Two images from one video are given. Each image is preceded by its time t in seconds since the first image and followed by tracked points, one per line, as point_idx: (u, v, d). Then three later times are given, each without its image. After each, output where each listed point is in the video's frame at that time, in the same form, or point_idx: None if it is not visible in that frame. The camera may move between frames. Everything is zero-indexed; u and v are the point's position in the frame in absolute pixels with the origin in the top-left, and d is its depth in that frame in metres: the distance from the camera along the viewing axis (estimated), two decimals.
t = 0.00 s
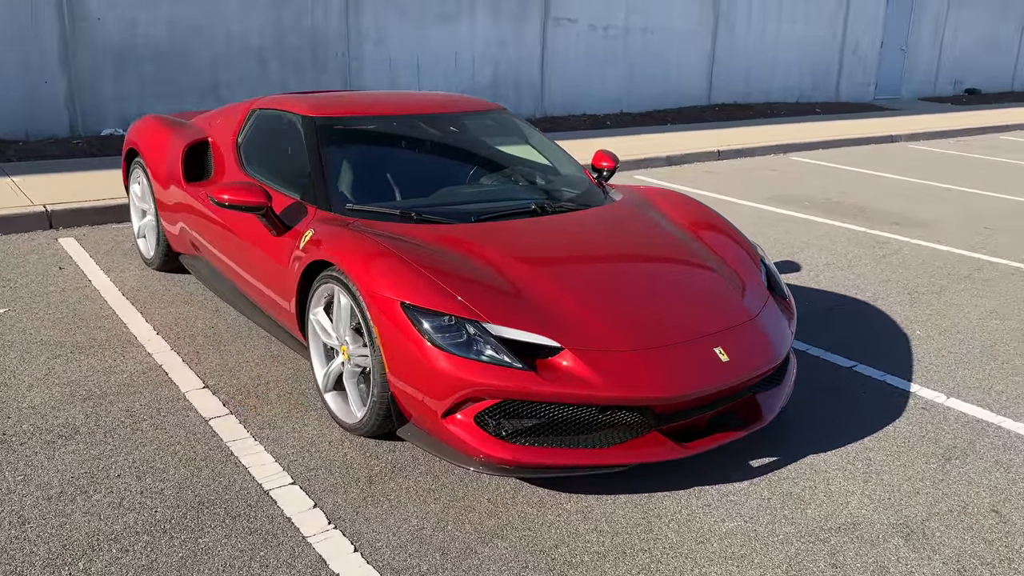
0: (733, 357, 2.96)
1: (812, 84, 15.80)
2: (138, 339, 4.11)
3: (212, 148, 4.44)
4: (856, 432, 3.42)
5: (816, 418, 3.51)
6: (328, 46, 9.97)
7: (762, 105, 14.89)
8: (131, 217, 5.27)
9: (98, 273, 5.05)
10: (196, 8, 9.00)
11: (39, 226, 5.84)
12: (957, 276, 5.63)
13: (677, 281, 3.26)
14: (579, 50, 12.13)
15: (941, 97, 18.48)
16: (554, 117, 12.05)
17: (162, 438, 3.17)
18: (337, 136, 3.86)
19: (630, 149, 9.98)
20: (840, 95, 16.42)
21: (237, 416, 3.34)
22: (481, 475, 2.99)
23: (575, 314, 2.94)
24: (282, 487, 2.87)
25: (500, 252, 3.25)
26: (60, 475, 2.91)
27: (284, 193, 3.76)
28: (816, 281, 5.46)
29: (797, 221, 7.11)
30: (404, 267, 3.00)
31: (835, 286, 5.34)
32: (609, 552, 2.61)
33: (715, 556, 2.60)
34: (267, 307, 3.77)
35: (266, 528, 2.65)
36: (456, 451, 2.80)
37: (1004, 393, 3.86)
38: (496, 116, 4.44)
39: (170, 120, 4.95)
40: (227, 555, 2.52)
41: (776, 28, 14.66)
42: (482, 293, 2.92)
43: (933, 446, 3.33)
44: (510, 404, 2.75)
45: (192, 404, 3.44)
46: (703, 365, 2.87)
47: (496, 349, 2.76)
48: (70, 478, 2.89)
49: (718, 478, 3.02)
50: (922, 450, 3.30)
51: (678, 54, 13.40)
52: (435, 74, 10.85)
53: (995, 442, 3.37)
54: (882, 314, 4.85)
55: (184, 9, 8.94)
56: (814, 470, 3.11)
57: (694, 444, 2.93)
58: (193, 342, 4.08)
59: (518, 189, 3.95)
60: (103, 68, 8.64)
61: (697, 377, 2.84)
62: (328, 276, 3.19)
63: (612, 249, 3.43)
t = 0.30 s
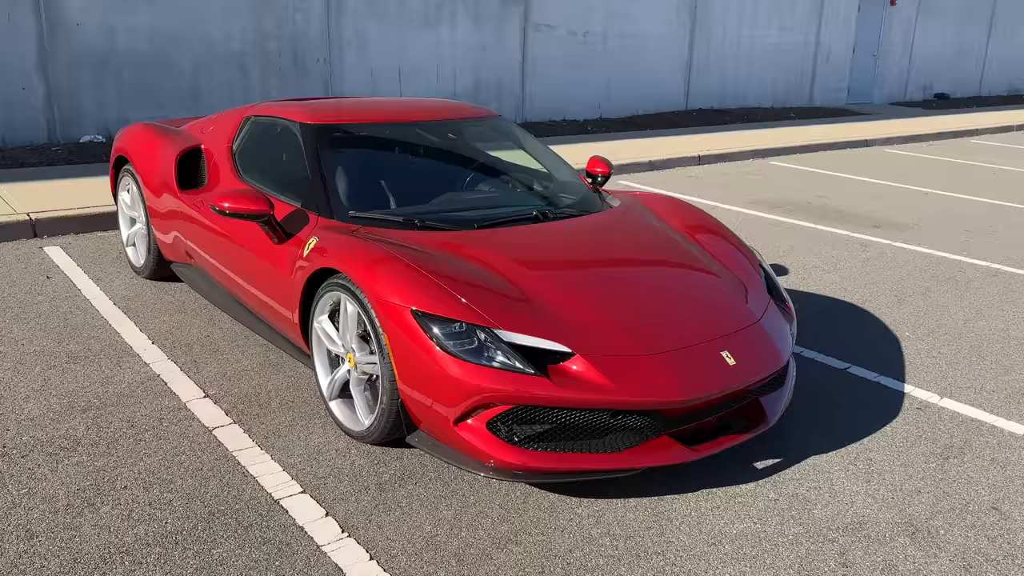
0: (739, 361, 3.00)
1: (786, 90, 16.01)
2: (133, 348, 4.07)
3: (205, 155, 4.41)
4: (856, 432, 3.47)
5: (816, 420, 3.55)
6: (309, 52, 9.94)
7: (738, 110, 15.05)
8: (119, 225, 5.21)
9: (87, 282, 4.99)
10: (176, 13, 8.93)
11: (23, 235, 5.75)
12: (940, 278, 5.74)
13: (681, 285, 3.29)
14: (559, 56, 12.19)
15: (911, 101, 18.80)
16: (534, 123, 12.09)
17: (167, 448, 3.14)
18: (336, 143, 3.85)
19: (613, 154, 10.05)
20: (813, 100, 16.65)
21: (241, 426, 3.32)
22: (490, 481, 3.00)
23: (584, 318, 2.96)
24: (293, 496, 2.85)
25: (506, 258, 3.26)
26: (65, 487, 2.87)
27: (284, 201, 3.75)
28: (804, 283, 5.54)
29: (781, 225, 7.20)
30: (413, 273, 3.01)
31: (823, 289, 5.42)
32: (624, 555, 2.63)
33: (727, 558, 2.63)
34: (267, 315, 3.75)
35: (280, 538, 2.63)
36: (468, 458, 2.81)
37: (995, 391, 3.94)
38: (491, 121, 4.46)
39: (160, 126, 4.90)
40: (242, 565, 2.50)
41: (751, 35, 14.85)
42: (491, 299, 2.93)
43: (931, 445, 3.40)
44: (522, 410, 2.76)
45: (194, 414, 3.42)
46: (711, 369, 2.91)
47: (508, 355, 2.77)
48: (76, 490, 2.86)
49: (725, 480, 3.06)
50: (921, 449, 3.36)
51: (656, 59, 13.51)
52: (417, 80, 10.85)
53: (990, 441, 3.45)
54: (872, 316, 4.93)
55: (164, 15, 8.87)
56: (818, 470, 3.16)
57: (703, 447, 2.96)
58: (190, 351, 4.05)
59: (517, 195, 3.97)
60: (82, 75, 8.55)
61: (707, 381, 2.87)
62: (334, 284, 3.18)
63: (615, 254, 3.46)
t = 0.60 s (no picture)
0: (747, 359, 3.06)
1: (764, 95, 16.21)
2: (134, 352, 4.05)
3: (204, 158, 4.40)
4: (856, 428, 3.55)
5: (815, 416, 3.63)
6: (294, 55, 9.92)
7: (717, 114, 15.22)
8: (112, 228, 5.18)
9: (81, 285, 4.96)
10: (160, 16, 8.88)
11: (11, 238, 5.70)
12: (925, 278, 5.87)
13: (687, 284, 3.35)
14: (542, 61, 12.26)
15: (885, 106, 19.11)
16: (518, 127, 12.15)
17: (177, 450, 3.14)
18: (340, 145, 3.87)
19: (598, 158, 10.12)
20: (790, 105, 16.87)
21: (250, 427, 3.33)
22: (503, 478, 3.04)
23: (595, 317, 3.00)
24: (309, 496, 2.87)
25: (515, 259, 3.30)
26: (78, 490, 2.86)
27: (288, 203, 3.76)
28: (794, 284, 5.63)
29: (768, 227, 7.31)
30: (426, 274, 3.03)
31: (814, 290, 5.52)
32: (639, 549, 2.68)
33: (740, 551, 2.69)
34: (272, 317, 3.76)
35: (299, 538, 2.64)
36: (483, 455, 2.84)
37: (985, 387, 4.05)
38: (489, 124, 4.49)
39: (155, 130, 4.88)
40: (263, 564, 2.51)
41: (729, 40, 15.03)
42: (504, 299, 2.97)
43: (928, 440, 3.49)
44: (537, 407, 2.80)
45: (202, 416, 3.42)
46: (720, 367, 2.97)
47: (523, 354, 2.81)
48: (89, 493, 2.85)
49: (732, 476, 3.11)
50: (919, 444, 3.45)
51: (636, 64, 13.62)
52: (401, 84, 10.87)
53: (984, 435, 3.54)
54: (862, 315, 5.03)
55: (148, 18, 8.81)
56: (821, 465, 3.23)
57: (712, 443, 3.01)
58: (193, 353, 4.05)
59: (519, 197, 4.01)
60: (65, 77, 8.47)
61: (716, 378, 2.92)
62: (345, 285, 3.21)
63: (621, 254, 3.51)
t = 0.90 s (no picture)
0: (754, 359, 3.14)
1: (744, 99, 16.41)
2: (139, 353, 4.06)
3: (207, 161, 4.42)
4: (855, 426, 3.65)
5: (816, 415, 3.72)
6: (282, 57, 9.92)
7: (699, 119, 15.39)
8: (110, 231, 5.18)
9: (80, 287, 4.95)
10: (148, 17, 8.85)
11: (5, 241, 5.67)
12: (912, 280, 6.00)
13: (693, 285, 3.43)
14: (528, 64, 12.34)
15: (862, 111, 19.40)
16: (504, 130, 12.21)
17: (192, 450, 3.17)
18: (347, 148, 3.90)
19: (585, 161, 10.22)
20: (770, 109, 17.08)
21: (262, 428, 3.36)
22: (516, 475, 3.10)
23: (607, 317, 3.07)
24: (327, 495, 2.91)
25: (525, 260, 3.36)
26: (96, 491, 2.88)
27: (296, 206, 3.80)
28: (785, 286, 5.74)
29: (756, 231, 7.42)
30: (440, 275, 3.08)
31: (804, 292, 5.63)
32: (654, 544, 2.74)
33: (751, 544, 2.77)
34: (279, 319, 3.78)
35: (320, 535, 2.68)
36: (500, 455, 2.90)
37: (975, 386, 4.17)
38: (491, 128, 4.54)
39: (155, 133, 4.90)
40: (287, 562, 2.55)
41: (710, 45, 15.21)
42: (518, 300, 3.02)
43: (923, 436, 3.59)
44: (552, 406, 2.85)
45: (213, 417, 3.44)
46: (728, 366, 3.04)
47: (538, 353, 2.86)
48: (108, 493, 2.87)
49: (739, 472, 3.19)
50: (915, 440, 3.55)
51: (620, 69, 13.74)
52: (388, 86, 10.90)
53: (977, 432, 3.65)
54: (853, 316, 5.15)
55: (136, 19, 8.78)
56: (824, 461, 3.32)
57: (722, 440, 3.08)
58: (198, 355, 4.07)
59: (523, 200, 4.07)
60: (52, 79, 8.42)
61: (725, 377, 3.00)
62: (359, 287, 3.25)
63: (627, 256, 3.58)
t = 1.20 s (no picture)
0: (751, 356, 3.22)
1: (727, 103, 16.58)
2: (140, 352, 4.09)
3: (206, 161, 4.45)
4: (847, 421, 3.75)
5: (809, 411, 3.82)
6: (270, 58, 9.93)
7: (683, 122, 15.53)
8: (106, 230, 5.20)
9: (76, 286, 4.96)
10: (137, 17, 8.84)
11: None
12: (897, 280, 6.13)
13: (690, 284, 3.51)
14: (515, 67, 12.42)
15: (843, 115, 19.64)
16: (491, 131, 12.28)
17: (200, 446, 3.20)
18: (348, 149, 3.95)
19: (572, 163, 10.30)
20: (752, 113, 17.26)
21: (268, 424, 3.40)
22: (520, 469, 3.17)
23: (610, 314, 3.14)
24: (335, 489, 2.95)
25: (527, 259, 3.42)
26: (106, 486, 2.91)
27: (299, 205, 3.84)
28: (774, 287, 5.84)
29: (743, 232, 7.53)
30: (447, 273, 3.14)
31: (793, 291, 5.74)
32: (658, 535, 2.81)
33: (752, 535, 2.85)
34: (282, 318, 3.82)
35: (331, 528, 2.73)
36: (506, 449, 2.96)
37: (960, 382, 4.28)
38: (489, 129, 4.60)
39: (153, 132, 4.92)
40: (299, 554, 2.59)
41: (694, 49, 15.36)
42: (523, 297, 3.08)
43: (913, 430, 3.70)
44: (557, 401, 2.92)
45: (218, 414, 3.48)
46: (727, 362, 3.12)
47: (544, 350, 2.93)
48: (118, 488, 2.90)
49: (737, 466, 3.27)
50: (905, 435, 3.65)
51: (606, 72, 13.85)
52: (376, 88, 10.93)
53: (964, 427, 3.76)
54: (841, 315, 5.25)
55: (125, 19, 8.77)
56: (818, 455, 3.41)
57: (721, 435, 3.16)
58: (199, 353, 4.10)
59: (522, 200, 4.13)
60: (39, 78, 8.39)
61: (725, 373, 3.08)
62: (366, 285, 3.30)
63: (625, 255, 3.65)
